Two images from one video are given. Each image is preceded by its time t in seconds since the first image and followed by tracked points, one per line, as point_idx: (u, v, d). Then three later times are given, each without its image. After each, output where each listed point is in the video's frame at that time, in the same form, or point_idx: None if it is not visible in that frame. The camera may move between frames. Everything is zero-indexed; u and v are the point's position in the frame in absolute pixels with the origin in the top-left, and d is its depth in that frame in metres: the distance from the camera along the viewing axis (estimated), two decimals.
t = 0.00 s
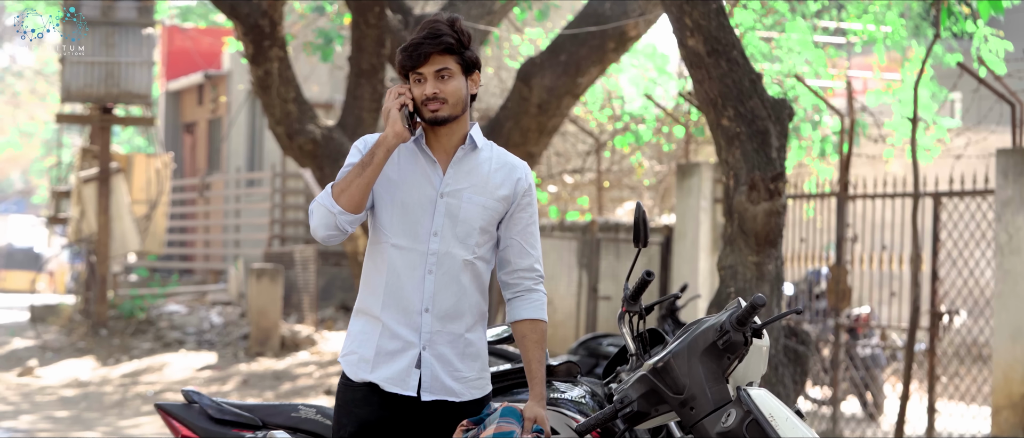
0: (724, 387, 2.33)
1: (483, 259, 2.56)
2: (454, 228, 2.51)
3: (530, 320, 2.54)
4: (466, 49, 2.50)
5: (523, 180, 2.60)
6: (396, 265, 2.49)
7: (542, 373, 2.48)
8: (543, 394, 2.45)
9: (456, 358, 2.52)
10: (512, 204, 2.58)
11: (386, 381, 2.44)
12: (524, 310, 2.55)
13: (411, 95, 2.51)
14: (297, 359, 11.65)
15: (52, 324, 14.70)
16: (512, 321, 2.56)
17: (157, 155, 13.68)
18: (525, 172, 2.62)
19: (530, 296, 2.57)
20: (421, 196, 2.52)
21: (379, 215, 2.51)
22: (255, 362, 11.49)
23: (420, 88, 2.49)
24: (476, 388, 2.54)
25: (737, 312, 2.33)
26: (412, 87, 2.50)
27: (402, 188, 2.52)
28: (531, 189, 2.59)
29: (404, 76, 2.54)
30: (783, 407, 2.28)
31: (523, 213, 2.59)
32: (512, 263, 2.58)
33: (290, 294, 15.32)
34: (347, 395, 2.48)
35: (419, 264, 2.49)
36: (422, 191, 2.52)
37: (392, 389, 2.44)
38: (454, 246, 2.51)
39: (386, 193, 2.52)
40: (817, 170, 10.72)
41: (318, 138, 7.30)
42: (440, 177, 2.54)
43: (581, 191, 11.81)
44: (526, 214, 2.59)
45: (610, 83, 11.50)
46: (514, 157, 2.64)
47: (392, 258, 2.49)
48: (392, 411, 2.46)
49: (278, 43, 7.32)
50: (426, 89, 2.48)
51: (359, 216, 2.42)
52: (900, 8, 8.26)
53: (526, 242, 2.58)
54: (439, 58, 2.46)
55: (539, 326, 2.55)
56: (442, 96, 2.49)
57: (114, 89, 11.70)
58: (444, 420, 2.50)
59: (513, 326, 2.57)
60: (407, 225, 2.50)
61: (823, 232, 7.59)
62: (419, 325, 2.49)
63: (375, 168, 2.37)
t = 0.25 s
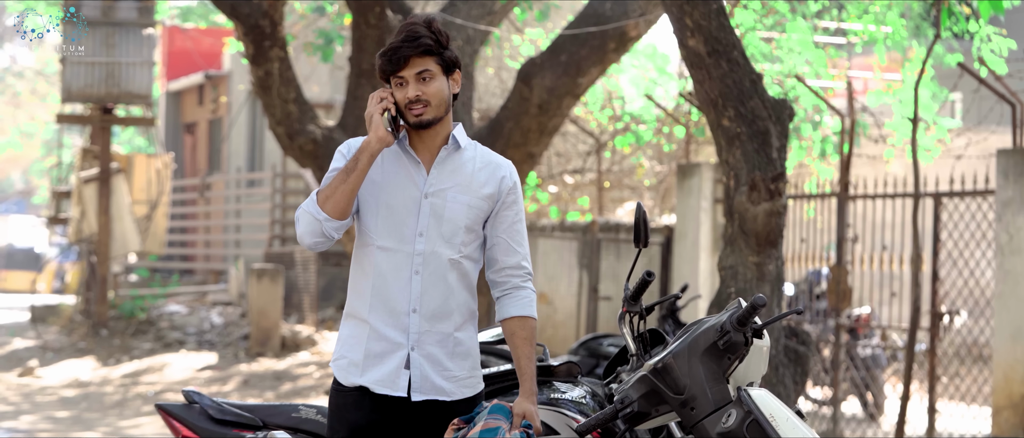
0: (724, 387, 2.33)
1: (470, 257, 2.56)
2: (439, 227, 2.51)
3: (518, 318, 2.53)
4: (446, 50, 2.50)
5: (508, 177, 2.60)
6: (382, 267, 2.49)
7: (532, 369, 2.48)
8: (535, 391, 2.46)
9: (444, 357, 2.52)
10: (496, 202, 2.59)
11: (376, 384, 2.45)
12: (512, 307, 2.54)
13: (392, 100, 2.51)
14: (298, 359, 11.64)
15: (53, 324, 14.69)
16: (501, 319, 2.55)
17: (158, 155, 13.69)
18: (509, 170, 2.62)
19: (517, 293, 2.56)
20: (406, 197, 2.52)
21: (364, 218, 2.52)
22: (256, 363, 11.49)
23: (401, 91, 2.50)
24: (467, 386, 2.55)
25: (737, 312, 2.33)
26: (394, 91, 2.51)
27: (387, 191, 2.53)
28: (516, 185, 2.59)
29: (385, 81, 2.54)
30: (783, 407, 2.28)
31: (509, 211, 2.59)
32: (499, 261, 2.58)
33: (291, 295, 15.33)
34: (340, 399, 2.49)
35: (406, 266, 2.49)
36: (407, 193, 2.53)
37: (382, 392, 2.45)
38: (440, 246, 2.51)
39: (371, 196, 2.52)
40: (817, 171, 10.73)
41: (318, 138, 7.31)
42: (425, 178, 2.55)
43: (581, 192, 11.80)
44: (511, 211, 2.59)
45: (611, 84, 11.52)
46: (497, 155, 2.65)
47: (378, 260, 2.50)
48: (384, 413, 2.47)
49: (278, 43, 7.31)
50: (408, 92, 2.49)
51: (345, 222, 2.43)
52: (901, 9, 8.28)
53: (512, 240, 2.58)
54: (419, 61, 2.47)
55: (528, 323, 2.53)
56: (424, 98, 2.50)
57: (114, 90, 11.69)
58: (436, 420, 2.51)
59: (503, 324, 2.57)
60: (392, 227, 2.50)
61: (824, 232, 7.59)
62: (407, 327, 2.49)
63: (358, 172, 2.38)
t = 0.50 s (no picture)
0: (725, 387, 2.33)
1: (445, 257, 2.56)
2: (413, 228, 2.51)
3: (496, 315, 2.54)
4: (415, 51, 2.52)
5: (478, 176, 2.60)
6: (357, 271, 2.49)
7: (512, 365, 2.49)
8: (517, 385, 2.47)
9: (425, 357, 2.51)
10: (469, 201, 2.58)
11: (360, 389, 2.46)
12: (490, 305, 2.55)
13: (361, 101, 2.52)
14: (298, 360, 11.63)
15: (54, 325, 14.69)
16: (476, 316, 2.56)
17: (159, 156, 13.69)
18: (480, 168, 2.62)
19: (493, 291, 2.56)
20: (378, 199, 2.52)
21: (338, 222, 2.52)
22: (257, 363, 11.49)
23: (371, 92, 2.50)
24: (450, 383, 2.54)
25: (738, 313, 2.32)
26: (363, 92, 2.51)
27: (359, 194, 2.53)
28: (486, 183, 2.59)
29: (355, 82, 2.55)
30: (784, 408, 2.28)
31: (481, 209, 2.58)
32: (473, 260, 2.58)
33: (292, 295, 15.33)
34: (325, 407, 2.50)
35: (381, 268, 2.49)
36: (379, 195, 2.52)
37: (366, 396, 2.46)
38: (413, 247, 2.51)
39: (343, 200, 2.52)
40: (818, 171, 10.72)
41: (319, 138, 7.31)
42: (396, 179, 2.54)
43: (582, 192, 11.81)
44: (484, 209, 2.58)
45: (612, 85, 11.56)
46: (468, 155, 2.65)
47: (353, 264, 2.50)
48: (370, 417, 2.48)
49: (279, 43, 7.30)
50: (377, 93, 2.50)
51: (316, 224, 2.43)
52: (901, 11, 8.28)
53: (485, 238, 2.57)
54: (388, 61, 2.48)
55: (505, 318, 2.54)
56: (393, 98, 2.50)
57: (115, 90, 11.67)
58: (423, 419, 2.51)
59: (480, 322, 2.57)
60: (366, 230, 2.50)
61: (824, 233, 7.58)
62: (386, 329, 2.49)
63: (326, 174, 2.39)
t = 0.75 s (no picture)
0: (726, 388, 2.33)
1: (423, 256, 2.56)
2: (391, 229, 2.51)
3: (474, 311, 2.57)
4: (388, 51, 2.50)
5: (450, 174, 2.61)
6: (336, 273, 2.49)
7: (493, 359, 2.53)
8: (500, 381, 2.51)
9: (409, 356, 2.51)
10: (443, 199, 2.59)
11: (347, 393, 2.45)
12: (468, 301, 2.57)
13: (334, 100, 2.50)
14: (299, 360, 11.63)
15: (55, 325, 14.68)
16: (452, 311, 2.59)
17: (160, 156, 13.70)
18: (451, 165, 2.63)
19: (469, 288, 2.59)
20: (354, 202, 2.52)
21: (314, 226, 2.51)
22: (257, 363, 11.49)
23: (344, 91, 2.48)
24: (436, 380, 2.55)
25: (739, 313, 2.32)
26: (336, 92, 2.50)
27: (335, 197, 2.52)
28: (459, 180, 2.61)
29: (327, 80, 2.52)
30: (786, 409, 2.27)
31: (455, 206, 2.60)
32: (449, 257, 2.59)
33: (293, 295, 15.33)
34: (311, 413, 2.49)
35: (360, 270, 2.49)
36: (354, 197, 2.52)
37: (352, 400, 2.45)
38: (391, 247, 2.51)
39: (318, 204, 2.51)
40: (819, 171, 10.72)
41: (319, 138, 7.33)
42: (371, 181, 2.54)
43: (583, 192, 11.81)
44: (457, 206, 2.60)
45: (613, 85, 11.57)
46: (438, 151, 2.65)
47: (332, 267, 2.49)
48: (359, 419, 2.48)
49: (280, 43, 7.31)
50: (351, 92, 2.48)
51: (289, 225, 2.43)
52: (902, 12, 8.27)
53: (459, 235, 2.60)
54: (362, 61, 2.46)
55: (483, 314, 2.58)
56: (367, 99, 2.49)
57: (116, 90, 11.68)
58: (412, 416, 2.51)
59: (457, 319, 2.59)
60: (344, 233, 2.50)
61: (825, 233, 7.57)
62: (368, 331, 2.49)
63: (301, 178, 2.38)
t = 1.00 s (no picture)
0: (727, 388, 2.32)
1: (418, 256, 2.57)
2: (387, 229, 2.51)
3: (468, 312, 2.59)
4: (382, 53, 2.51)
5: (444, 173, 2.62)
6: (333, 274, 2.48)
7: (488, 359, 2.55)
8: (495, 381, 2.52)
9: (406, 356, 2.52)
10: (436, 198, 2.60)
11: (346, 394, 2.45)
12: (461, 301, 2.59)
13: (328, 103, 2.50)
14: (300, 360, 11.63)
15: (56, 325, 14.69)
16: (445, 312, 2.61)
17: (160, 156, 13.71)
18: (444, 165, 2.64)
19: (463, 288, 2.61)
20: (350, 202, 2.51)
21: (310, 227, 2.49)
22: (258, 363, 11.49)
23: (339, 94, 2.48)
24: (434, 379, 2.55)
25: (739, 313, 2.32)
26: (330, 94, 2.50)
27: (331, 198, 2.51)
28: (452, 180, 2.62)
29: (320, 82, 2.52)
30: (787, 409, 2.27)
31: (449, 206, 2.61)
32: (443, 257, 2.61)
33: (293, 295, 15.33)
34: (310, 413, 2.49)
35: (357, 271, 2.49)
36: (350, 198, 2.51)
37: (351, 400, 2.46)
38: (387, 247, 2.51)
39: (313, 204, 2.50)
40: (820, 171, 10.72)
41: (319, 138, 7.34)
42: (366, 181, 2.54)
43: (584, 192, 11.81)
44: (450, 206, 2.61)
45: (614, 85, 11.56)
46: (430, 150, 2.66)
47: (328, 268, 2.48)
48: (357, 420, 2.48)
49: (281, 43, 7.31)
50: (345, 95, 2.48)
51: (288, 226, 2.42)
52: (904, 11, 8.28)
53: (453, 234, 2.60)
54: (356, 64, 2.46)
55: (476, 314, 2.60)
56: (362, 101, 2.49)
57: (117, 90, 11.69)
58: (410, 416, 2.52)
59: (451, 319, 2.62)
60: (340, 234, 2.49)
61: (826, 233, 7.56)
62: (366, 332, 2.49)
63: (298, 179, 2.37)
